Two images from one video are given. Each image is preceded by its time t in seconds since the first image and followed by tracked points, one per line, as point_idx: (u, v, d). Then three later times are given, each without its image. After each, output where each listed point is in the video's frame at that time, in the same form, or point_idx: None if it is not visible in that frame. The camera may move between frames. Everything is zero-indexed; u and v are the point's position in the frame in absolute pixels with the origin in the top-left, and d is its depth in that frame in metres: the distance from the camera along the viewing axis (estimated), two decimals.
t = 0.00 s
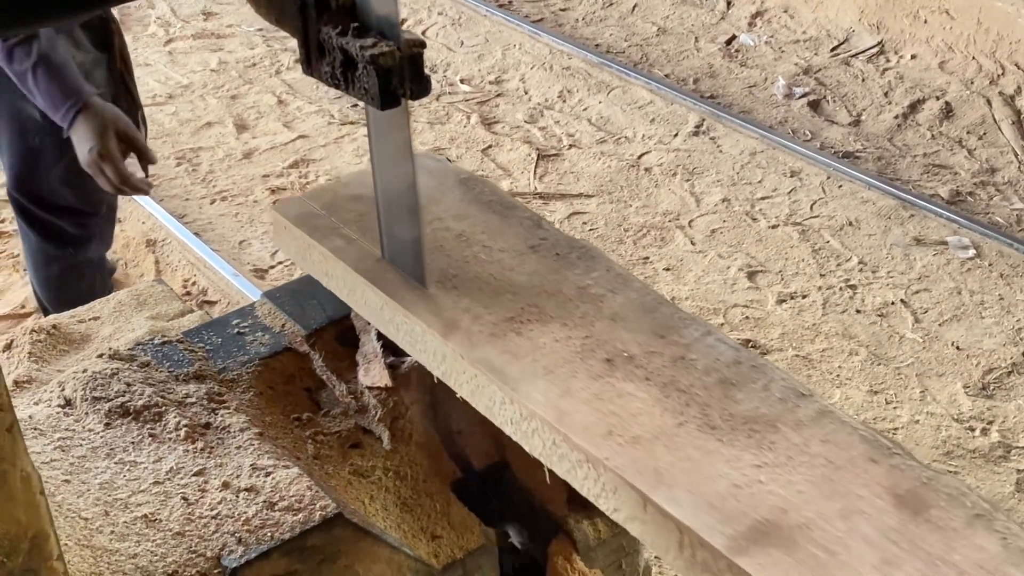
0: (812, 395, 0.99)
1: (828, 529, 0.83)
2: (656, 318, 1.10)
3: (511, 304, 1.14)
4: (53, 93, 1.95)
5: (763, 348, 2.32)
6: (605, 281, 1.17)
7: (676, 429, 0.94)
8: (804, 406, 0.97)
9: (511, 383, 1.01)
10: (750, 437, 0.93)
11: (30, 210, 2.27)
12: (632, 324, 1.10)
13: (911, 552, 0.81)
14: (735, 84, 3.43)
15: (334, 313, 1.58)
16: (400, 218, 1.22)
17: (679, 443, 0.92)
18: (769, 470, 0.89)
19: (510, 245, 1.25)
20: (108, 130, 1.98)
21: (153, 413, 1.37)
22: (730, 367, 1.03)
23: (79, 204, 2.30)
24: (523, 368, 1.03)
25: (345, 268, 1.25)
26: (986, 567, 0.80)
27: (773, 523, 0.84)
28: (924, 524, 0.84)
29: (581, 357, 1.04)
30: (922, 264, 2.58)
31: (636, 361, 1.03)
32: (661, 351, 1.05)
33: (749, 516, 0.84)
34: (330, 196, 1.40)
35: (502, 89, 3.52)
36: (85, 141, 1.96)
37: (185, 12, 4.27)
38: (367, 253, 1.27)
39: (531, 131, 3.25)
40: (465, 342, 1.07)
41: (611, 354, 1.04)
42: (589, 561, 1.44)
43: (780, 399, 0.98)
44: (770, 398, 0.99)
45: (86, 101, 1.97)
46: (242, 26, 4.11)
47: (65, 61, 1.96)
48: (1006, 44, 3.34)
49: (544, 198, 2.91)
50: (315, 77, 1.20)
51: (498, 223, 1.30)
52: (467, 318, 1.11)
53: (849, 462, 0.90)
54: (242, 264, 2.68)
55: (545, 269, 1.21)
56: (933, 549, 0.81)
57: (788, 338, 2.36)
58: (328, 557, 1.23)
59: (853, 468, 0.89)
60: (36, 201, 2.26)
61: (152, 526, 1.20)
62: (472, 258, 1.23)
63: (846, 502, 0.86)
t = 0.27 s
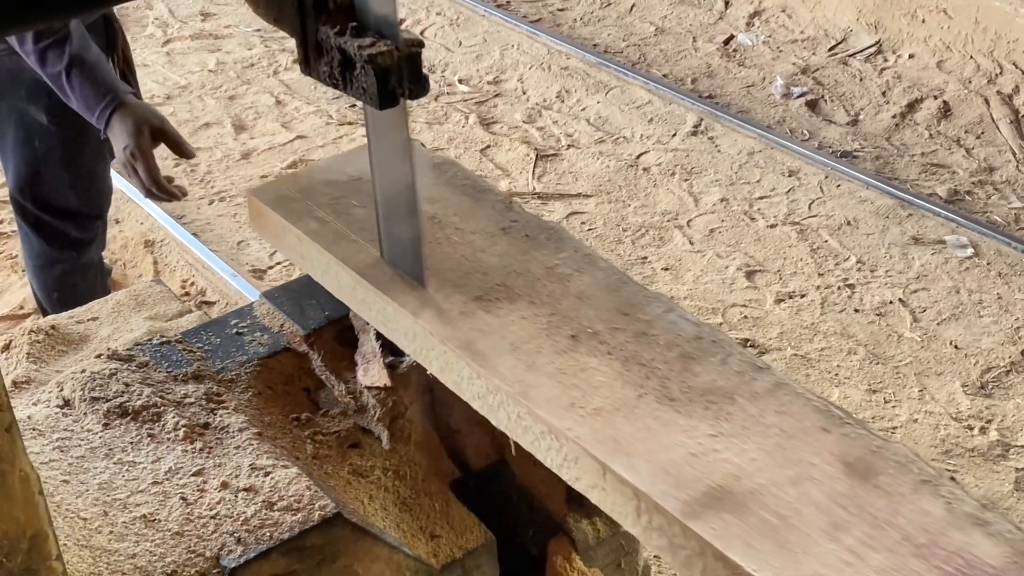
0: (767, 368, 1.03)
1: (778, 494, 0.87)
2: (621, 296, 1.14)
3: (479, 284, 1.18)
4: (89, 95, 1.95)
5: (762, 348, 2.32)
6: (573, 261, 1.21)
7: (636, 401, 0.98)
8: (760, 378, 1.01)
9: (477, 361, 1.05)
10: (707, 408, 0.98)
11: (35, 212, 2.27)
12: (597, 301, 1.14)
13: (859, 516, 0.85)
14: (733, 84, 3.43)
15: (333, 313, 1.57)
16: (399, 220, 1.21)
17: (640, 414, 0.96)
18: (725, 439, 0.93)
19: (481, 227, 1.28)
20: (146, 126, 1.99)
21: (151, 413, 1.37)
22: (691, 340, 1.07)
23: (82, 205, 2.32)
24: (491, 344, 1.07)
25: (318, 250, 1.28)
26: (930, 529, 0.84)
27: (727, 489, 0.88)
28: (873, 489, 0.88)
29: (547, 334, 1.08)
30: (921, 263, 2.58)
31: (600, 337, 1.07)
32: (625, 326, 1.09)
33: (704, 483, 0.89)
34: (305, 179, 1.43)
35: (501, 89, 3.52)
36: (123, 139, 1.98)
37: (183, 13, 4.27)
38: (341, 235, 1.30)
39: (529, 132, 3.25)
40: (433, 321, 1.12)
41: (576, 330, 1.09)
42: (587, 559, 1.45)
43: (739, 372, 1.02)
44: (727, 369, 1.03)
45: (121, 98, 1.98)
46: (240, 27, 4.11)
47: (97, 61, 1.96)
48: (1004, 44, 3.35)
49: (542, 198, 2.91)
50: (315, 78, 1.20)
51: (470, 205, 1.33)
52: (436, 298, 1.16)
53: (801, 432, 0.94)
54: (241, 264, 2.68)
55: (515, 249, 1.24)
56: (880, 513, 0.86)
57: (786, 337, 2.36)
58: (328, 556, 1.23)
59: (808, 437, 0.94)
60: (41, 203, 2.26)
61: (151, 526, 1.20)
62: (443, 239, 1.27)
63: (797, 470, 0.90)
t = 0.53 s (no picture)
0: (718, 344, 1.08)
1: (721, 463, 0.92)
2: (580, 277, 1.19)
3: (442, 266, 1.22)
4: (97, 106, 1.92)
5: (757, 349, 2.32)
6: (533, 243, 1.26)
7: (591, 376, 1.03)
8: (709, 354, 1.06)
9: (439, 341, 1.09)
10: (658, 381, 1.02)
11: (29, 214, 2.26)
12: (557, 279, 1.19)
13: (798, 483, 0.90)
14: (728, 85, 3.44)
15: (324, 316, 1.58)
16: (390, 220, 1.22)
17: (595, 389, 1.01)
18: (674, 411, 0.98)
19: (445, 211, 1.32)
20: (153, 134, 1.94)
21: (142, 417, 1.37)
22: (644, 319, 1.12)
23: (77, 208, 2.32)
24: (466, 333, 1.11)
25: (285, 233, 1.30)
26: (866, 495, 0.89)
27: (674, 457, 0.93)
28: (812, 458, 0.93)
29: (505, 313, 1.13)
30: (915, 264, 2.58)
31: (557, 316, 1.12)
32: (582, 305, 1.14)
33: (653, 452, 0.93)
34: (274, 164, 1.46)
35: (496, 90, 3.52)
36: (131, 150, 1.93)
37: (178, 15, 4.27)
38: (307, 218, 1.32)
39: (524, 133, 3.25)
40: (397, 302, 1.16)
41: (533, 309, 1.13)
42: (580, 562, 1.45)
43: (692, 351, 1.07)
44: (679, 346, 1.08)
45: (129, 108, 1.93)
46: (235, 28, 4.11)
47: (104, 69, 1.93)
48: (999, 44, 3.35)
49: (537, 199, 2.91)
50: (307, 82, 1.19)
51: (436, 190, 1.37)
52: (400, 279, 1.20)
53: (748, 405, 0.99)
54: (235, 266, 2.68)
55: (477, 232, 1.28)
56: (819, 480, 0.90)
57: (781, 338, 2.36)
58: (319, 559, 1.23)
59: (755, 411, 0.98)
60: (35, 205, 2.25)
61: (142, 529, 1.20)
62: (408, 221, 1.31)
63: (741, 440, 0.95)
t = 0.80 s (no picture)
0: (706, 347, 1.09)
1: (669, 433, 0.96)
2: (538, 257, 1.25)
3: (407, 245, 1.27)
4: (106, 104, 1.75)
5: (752, 350, 2.32)
6: (495, 225, 1.31)
7: (546, 351, 1.08)
8: (661, 330, 1.11)
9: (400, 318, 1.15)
10: (611, 356, 1.07)
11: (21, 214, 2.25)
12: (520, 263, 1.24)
13: (741, 451, 0.94)
14: (724, 86, 3.43)
15: (319, 318, 1.59)
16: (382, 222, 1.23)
17: (549, 362, 1.05)
18: (623, 383, 1.03)
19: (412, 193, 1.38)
20: (161, 133, 1.72)
21: (136, 420, 1.37)
22: (599, 298, 1.17)
23: (72, 209, 2.33)
24: (458, 335, 1.11)
25: (256, 217, 1.36)
26: (805, 463, 0.92)
27: (623, 428, 0.96)
28: (757, 428, 0.97)
29: (465, 292, 1.18)
30: (911, 264, 2.58)
31: (516, 295, 1.18)
32: (541, 285, 1.19)
33: (601, 421, 0.97)
34: (249, 149, 1.53)
35: (492, 91, 3.52)
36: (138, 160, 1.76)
37: (174, 16, 4.27)
38: (277, 202, 1.38)
39: (521, 134, 3.25)
40: (361, 282, 1.22)
41: (493, 289, 1.19)
42: (575, 564, 1.45)
43: (645, 329, 1.11)
44: (634, 323, 1.13)
45: (138, 109, 1.74)
46: (231, 29, 4.11)
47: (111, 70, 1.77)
48: (995, 44, 3.35)
49: (533, 200, 2.91)
50: (300, 83, 1.19)
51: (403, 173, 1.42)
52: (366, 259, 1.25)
53: (697, 378, 1.03)
54: (231, 267, 2.68)
55: (442, 214, 1.33)
56: (762, 449, 0.94)
57: (777, 339, 2.36)
58: (313, 562, 1.23)
59: (701, 384, 1.03)
60: (27, 206, 2.24)
61: (135, 532, 1.20)
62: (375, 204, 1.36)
63: (689, 411, 0.99)
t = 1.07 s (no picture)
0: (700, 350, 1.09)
1: (620, 405, 1.03)
2: (502, 239, 1.31)
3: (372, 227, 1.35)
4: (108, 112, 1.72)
5: (750, 352, 2.32)
6: (461, 209, 1.38)
7: (505, 329, 1.15)
8: (617, 308, 1.18)
9: (362, 295, 1.22)
10: (568, 333, 1.14)
11: (13, 217, 2.25)
12: (486, 245, 1.30)
13: (688, 422, 1.02)
14: (722, 86, 3.43)
15: (315, 320, 1.59)
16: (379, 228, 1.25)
17: (511, 341, 1.13)
18: (580, 359, 1.10)
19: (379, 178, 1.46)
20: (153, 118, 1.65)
21: (132, 423, 1.37)
22: (560, 277, 1.24)
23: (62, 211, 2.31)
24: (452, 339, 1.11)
25: (229, 201, 1.46)
26: (750, 433, 1.00)
27: (579, 401, 1.04)
28: (705, 400, 1.05)
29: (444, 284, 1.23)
30: (909, 265, 2.58)
31: (479, 275, 1.24)
32: (503, 266, 1.26)
33: (558, 396, 1.05)
34: (225, 142, 1.63)
35: (490, 92, 3.52)
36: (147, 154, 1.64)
37: (171, 17, 4.26)
38: (249, 187, 1.48)
39: (518, 135, 3.25)
40: (326, 262, 1.29)
41: (456, 271, 1.25)
42: (571, 567, 1.46)
43: (603, 308, 1.18)
44: (591, 301, 1.20)
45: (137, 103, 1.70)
46: (229, 30, 4.10)
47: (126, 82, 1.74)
48: (992, 44, 3.34)
49: (531, 201, 2.91)
50: (298, 87, 1.18)
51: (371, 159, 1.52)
52: (331, 239, 1.34)
53: (650, 354, 1.11)
54: (228, 269, 2.67)
55: (409, 198, 1.40)
56: (708, 419, 1.02)
57: (774, 340, 2.36)
58: (309, 566, 1.23)
59: (652, 358, 1.10)
60: (19, 209, 2.24)
61: (130, 536, 1.20)
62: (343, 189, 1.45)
63: (640, 384, 1.06)
